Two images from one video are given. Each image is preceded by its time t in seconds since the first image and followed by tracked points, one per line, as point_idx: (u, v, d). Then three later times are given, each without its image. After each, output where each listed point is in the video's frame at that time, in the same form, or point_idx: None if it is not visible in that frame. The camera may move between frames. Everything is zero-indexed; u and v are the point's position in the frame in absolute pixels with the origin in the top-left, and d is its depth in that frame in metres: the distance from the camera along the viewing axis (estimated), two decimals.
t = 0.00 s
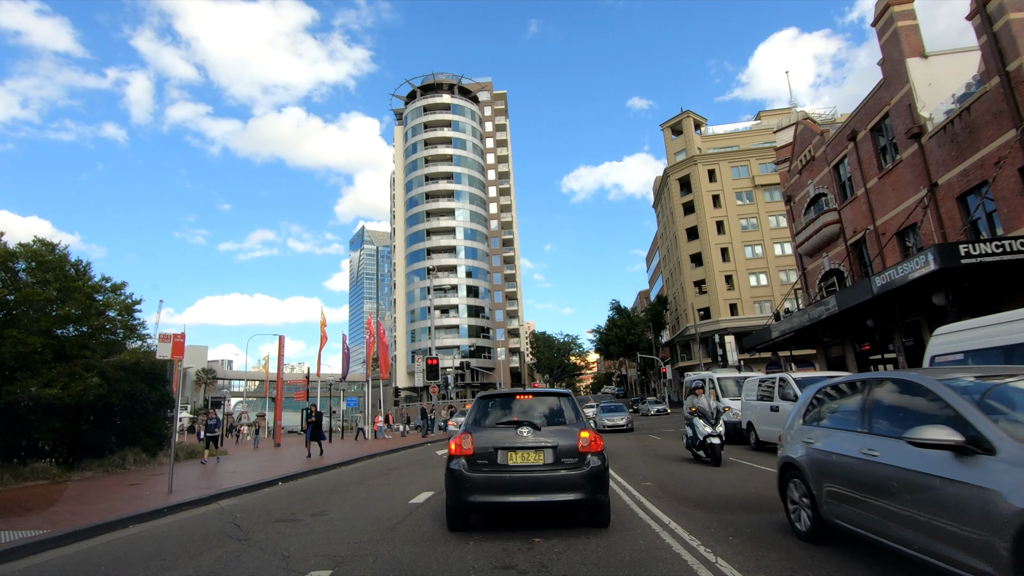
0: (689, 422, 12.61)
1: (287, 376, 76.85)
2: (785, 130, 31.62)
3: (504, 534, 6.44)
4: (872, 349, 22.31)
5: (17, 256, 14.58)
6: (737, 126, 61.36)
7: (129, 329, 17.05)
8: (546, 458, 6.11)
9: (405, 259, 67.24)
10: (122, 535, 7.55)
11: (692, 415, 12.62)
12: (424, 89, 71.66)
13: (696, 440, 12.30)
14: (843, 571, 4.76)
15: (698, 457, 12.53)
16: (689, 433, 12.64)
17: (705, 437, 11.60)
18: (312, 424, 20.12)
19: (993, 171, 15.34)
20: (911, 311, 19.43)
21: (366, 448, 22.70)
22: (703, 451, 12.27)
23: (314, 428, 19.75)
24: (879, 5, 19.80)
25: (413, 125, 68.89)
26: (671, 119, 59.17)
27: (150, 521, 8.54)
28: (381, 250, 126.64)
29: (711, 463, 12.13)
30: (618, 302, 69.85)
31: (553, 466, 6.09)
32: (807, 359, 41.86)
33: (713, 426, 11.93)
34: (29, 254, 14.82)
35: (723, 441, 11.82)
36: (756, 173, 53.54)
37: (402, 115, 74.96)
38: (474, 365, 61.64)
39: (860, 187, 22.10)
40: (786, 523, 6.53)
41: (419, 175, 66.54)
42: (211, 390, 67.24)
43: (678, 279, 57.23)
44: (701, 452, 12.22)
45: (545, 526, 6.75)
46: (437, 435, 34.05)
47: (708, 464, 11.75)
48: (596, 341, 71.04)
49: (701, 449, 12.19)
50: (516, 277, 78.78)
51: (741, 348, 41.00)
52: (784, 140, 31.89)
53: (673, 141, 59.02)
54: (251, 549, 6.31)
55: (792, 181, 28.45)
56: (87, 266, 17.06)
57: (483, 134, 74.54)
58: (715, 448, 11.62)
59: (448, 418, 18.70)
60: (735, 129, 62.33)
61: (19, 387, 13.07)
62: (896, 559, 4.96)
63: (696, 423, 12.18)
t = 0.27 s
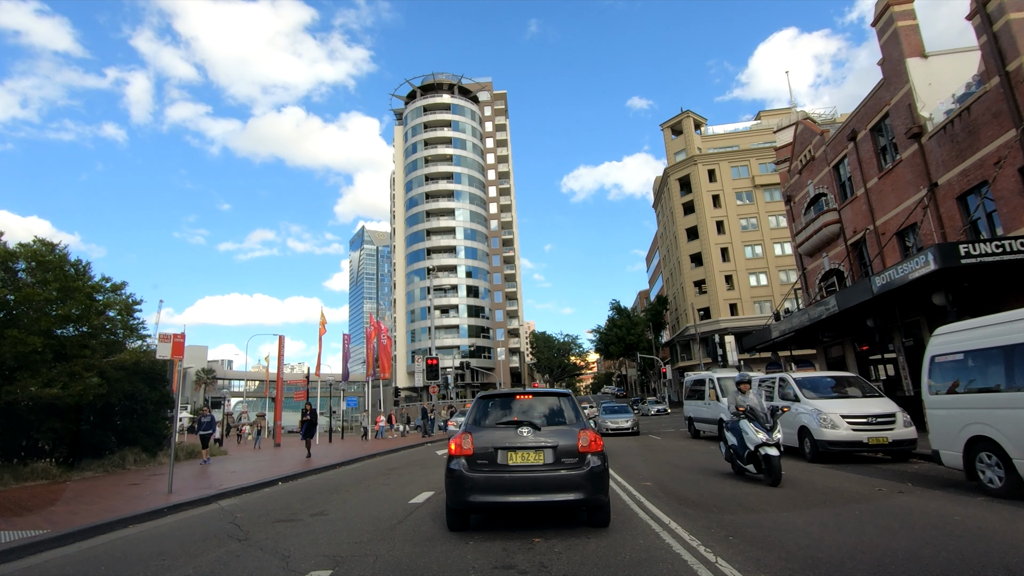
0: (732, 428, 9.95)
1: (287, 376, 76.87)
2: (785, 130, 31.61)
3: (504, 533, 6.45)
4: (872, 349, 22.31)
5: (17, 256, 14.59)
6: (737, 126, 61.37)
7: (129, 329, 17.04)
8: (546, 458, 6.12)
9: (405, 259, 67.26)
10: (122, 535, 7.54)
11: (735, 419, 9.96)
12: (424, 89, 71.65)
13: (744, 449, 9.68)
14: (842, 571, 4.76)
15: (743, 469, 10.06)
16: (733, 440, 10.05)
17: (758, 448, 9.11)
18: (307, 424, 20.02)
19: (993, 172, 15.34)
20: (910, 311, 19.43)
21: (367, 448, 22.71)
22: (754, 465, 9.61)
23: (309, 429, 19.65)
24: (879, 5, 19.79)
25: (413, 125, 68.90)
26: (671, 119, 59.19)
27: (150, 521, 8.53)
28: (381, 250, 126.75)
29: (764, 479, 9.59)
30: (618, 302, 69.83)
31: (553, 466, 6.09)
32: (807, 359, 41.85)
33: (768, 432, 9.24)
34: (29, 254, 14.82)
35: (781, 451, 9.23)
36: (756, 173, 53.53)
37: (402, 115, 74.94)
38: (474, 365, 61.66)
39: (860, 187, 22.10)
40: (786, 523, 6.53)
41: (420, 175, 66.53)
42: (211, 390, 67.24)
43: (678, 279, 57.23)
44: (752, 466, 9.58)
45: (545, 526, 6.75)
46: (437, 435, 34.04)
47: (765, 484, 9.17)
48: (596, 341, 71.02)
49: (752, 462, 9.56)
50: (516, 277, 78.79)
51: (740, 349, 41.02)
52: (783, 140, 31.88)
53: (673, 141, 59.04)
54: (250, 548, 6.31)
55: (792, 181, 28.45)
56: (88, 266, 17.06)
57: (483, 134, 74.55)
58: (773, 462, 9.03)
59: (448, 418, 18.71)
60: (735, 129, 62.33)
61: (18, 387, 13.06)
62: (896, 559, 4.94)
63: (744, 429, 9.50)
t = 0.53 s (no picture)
0: (817, 436, 6.77)
1: (287, 376, 76.84)
2: (785, 130, 31.59)
3: (504, 534, 6.45)
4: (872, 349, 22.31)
5: (17, 256, 14.60)
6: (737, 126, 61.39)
7: (129, 329, 17.05)
8: (546, 458, 6.12)
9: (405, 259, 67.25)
10: (122, 535, 7.54)
11: (819, 422, 6.82)
12: (424, 89, 71.67)
13: (838, 471, 6.50)
14: (841, 571, 4.76)
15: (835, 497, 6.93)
16: (816, 457, 6.90)
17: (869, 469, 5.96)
18: (301, 425, 19.89)
19: (993, 172, 15.33)
20: (910, 311, 19.43)
21: (367, 448, 22.72)
22: (855, 491, 6.46)
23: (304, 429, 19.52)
24: (879, 5, 19.80)
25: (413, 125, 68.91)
26: (671, 119, 59.20)
27: (150, 521, 8.53)
28: (381, 250, 126.83)
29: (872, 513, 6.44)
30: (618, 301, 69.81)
31: (553, 466, 6.09)
32: (807, 359, 41.86)
33: (882, 444, 6.08)
34: (29, 254, 14.82)
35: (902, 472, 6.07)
36: (756, 173, 53.54)
37: (402, 115, 74.95)
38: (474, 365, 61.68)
39: (860, 187, 22.10)
40: (786, 522, 6.53)
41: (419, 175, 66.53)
42: (211, 390, 67.24)
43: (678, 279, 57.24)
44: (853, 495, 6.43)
45: (545, 526, 6.75)
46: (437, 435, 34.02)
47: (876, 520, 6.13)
48: (596, 341, 70.99)
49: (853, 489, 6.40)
50: (516, 278, 78.81)
51: (740, 348, 41.03)
52: (783, 140, 31.86)
53: (673, 141, 59.05)
54: (250, 549, 6.31)
55: (792, 181, 28.44)
56: (88, 266, 17.06)
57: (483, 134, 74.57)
58: (894, 489, 5.88)
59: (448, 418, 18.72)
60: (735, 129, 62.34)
61: (18, 386, 13.07)
62: (896, 559, 4.95)
63: (841, 438, 6.36)
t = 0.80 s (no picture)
0: None
1: (287, 376, 76.84)
2: (785, 130, 31.60)
3: (504, 534, 6.45)
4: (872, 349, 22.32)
5: (17, 256, 14.59)
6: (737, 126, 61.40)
7: (129, 329, 17.06)
8: (545, 458, 6.12)
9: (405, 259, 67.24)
10: (122, 535, 7.53)
11: None
12: (424, 89, 71.65)
13: None
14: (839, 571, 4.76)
15: None
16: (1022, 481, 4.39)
17: None
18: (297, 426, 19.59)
19: (993, 172, 15.33)
20: (911, 311, 19.43)
21: (367, 449, 22.74)
22: None
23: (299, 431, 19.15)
24: (879, 5, 19.79)
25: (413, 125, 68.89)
26: (671, 119, 59.19)
27: (150, 521, 8.52)
28: (381, 250, 126.90)
29: None
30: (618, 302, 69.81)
31: (553, 466, 6.09)
32: (807, 359, 41.86)
33: None
34: (29, 254, 14.82)
35: None
36: (756, 173, 53.53)
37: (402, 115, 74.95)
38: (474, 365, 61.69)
39: (860, 187, 22.09)
40: (786, 523, 6.54)
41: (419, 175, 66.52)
42: (211, 390, 67.23)
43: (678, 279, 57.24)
44: None
45: (545, 526, 6.75)
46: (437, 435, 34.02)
47: None
48: (596, 341, 70.98)
49: None
50: (516, 278, 78.83)
51: (740, 348, 41.06)
52: (783, 140, 31.86)
53: (673, 141, 59.04)
54: (250, 548, 6.30)
55: (792, 181, 28.44)
56: (87, 266, 17.06)
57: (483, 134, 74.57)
58: None
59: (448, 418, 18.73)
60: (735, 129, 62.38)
61: (18, 386, 13.06)
62: (897, 559, 4.95)
63: None
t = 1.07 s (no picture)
0: None
1: (287, 376, 76.84)
2: (785, 130, 31.59)
3: (504, 534, 6.45)
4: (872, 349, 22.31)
5: (17, 256, 14.59)
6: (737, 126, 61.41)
7: (129, 329, 17.05)
8: (546, 458, 6.11)
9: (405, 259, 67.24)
10: (121, 535, 7.52)
11: None
12: (424, 89, 71.67)
13: None
14: (838, 571, 4.76)
15: None
16: None
17: None
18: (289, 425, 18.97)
19: (993, 171, 15.33)
20: (911, 311, 19.43)
21: (367, 448, 22.73)
22: None
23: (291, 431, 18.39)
24: (879, 5, 19.79)
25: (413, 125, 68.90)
26: (671, 119, 59.19)
27: (149, 521, 8.52)
28: (381, 250, 126.98)
29: None
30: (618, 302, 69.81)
31: (553, 466, 6.08)
32: (807, 359, 41.85)
33: None
34: (29, 254, 14.82)
35: None
36: (756, 173, 53.54)
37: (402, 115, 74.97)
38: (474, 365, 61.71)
39: (860, 187, 22.09)
40: (787, 523, 6.53)
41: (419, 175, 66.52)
42: (211, 390, 67.24)
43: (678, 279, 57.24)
44: None
45: (545, 526, 6.75)
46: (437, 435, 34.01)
47: None
48: (596, 341, 70.99)
49: None
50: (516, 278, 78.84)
51: (740, 348, 41.08)
52: (783, 140, 31.86)
53: (673, 141, 59.03)
54: (250, 548, 6.31)
55: (792, 181, 28.44)
56: (88, 266, 17.07)
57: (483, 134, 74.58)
58: None
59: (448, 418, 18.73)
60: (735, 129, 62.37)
61: (18, 386, 13.06)
62: (897, 559, 4.95)
63: None
